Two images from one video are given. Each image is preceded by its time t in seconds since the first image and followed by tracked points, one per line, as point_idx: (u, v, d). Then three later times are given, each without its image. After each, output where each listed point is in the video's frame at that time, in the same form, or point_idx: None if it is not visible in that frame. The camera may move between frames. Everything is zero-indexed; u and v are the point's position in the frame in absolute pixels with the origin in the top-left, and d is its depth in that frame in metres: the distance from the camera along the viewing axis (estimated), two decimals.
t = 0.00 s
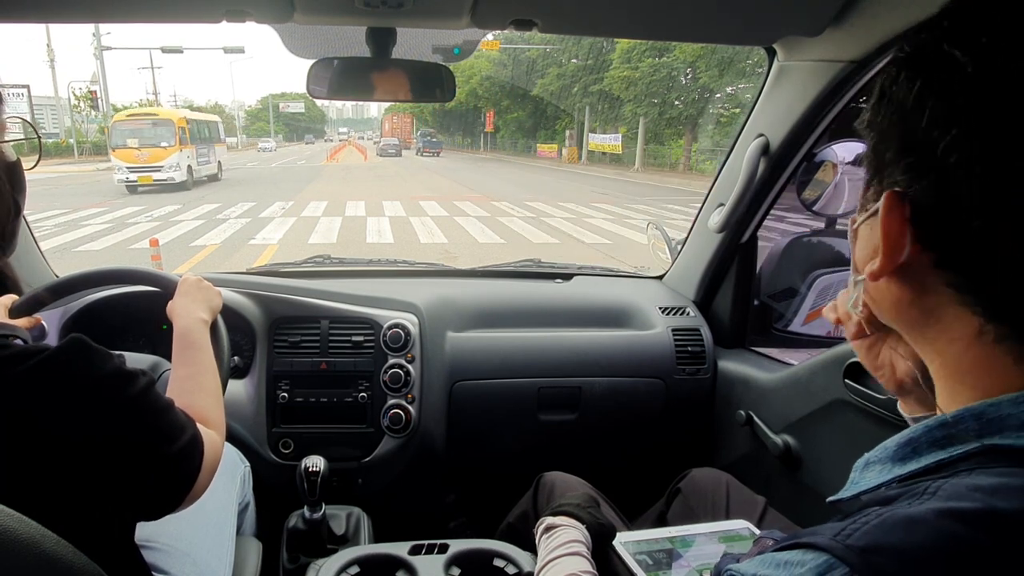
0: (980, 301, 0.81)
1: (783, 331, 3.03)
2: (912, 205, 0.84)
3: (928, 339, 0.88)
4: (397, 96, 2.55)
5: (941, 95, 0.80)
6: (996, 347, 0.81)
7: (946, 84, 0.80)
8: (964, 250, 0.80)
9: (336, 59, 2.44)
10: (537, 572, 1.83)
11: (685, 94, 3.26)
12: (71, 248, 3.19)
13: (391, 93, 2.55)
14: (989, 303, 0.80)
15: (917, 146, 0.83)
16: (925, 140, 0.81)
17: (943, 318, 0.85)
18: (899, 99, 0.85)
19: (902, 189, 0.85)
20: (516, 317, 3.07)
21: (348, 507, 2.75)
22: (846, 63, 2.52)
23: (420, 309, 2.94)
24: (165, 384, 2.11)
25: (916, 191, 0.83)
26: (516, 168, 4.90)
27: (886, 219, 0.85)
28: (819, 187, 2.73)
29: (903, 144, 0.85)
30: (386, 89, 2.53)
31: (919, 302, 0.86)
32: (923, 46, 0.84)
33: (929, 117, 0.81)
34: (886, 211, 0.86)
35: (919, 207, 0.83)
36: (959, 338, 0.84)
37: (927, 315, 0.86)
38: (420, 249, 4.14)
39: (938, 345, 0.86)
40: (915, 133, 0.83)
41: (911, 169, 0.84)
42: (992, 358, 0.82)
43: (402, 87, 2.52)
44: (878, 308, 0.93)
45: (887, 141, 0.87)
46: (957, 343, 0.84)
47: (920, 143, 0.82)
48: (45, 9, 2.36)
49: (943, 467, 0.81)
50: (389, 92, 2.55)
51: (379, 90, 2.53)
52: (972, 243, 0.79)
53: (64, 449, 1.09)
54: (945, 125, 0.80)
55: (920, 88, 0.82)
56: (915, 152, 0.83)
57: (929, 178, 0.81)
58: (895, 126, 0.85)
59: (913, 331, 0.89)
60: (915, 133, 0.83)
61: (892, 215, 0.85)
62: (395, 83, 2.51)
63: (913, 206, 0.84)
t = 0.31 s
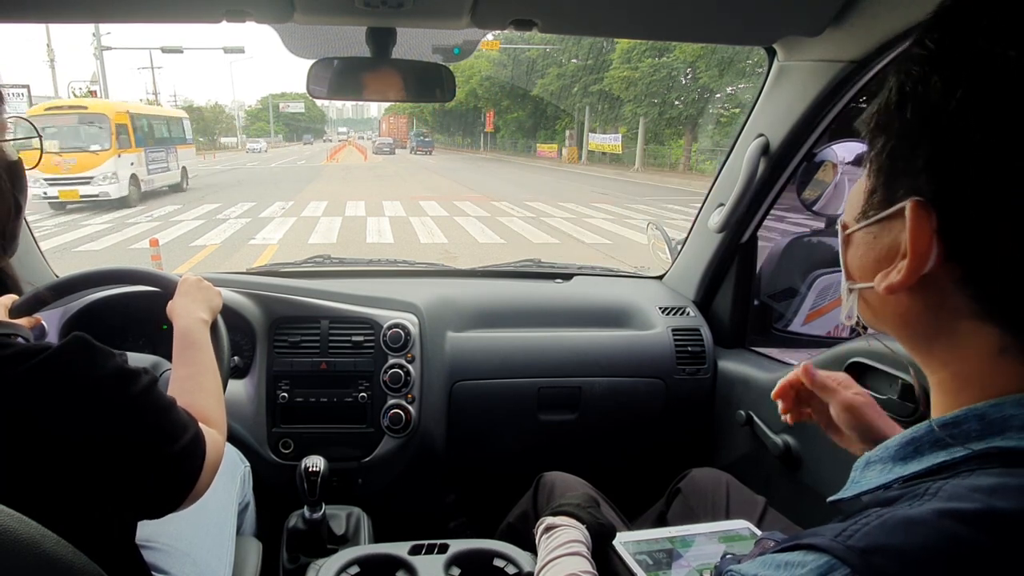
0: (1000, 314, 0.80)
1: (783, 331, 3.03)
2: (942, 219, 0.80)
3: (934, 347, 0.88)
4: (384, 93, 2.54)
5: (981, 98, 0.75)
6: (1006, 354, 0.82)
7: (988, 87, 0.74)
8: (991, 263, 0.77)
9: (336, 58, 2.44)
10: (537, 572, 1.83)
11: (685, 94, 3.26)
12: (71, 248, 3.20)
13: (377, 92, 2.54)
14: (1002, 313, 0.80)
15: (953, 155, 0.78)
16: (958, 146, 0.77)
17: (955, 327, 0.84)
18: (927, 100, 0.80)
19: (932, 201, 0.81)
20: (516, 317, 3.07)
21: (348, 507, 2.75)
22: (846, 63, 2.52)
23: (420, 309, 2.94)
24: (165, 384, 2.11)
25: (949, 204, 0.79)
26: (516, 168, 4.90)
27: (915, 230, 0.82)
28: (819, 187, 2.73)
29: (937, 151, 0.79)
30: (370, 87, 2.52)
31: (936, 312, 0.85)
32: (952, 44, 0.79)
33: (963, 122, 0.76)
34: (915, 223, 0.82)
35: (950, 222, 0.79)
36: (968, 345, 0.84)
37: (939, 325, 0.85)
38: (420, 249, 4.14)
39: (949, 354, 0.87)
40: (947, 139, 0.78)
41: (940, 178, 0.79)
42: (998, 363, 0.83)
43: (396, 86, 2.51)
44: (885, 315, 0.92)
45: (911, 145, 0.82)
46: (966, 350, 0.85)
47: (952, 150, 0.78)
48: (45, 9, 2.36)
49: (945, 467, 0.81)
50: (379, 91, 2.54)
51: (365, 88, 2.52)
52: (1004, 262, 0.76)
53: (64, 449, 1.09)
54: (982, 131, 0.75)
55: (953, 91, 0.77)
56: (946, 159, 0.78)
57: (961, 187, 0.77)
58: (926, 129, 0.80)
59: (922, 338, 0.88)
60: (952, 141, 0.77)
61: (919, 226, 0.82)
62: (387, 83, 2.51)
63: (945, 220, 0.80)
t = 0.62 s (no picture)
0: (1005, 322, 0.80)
1: (783, 332, 3.03)
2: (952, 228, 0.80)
3: (936, 352, 0.88)
4: (382, 93, 2.55)
5: (995, 104, 0.75)
6: (1007, 361, 0.82)
7: (1002, 93, 0.75)
8: (997, 271, 0.78)
9: (336, 58, 2.44)
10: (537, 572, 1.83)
11: (685, 95, 3.26)
12: (71, 248, 3.20)
13: (374, 92, 2.54)
14: (1008, 320, 0.80)
15: (964, 162, 0.77)
16: (969, 152, 0.77)
17: (959, 333, 0.85)
18: (938, 104, 0.80)
19: (942, 209, 0.80)
20: (516, 317, 3.07)
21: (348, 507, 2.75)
22: (846, 63, 2.52)
23: (420, 309, 2.94)
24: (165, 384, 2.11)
25: (958, 212, 0.79)
26: (516, 168, 4.90)
27: (925, 238, 0.81)
28: (819, 187, 2.73)
29: (948, 158, 0.79)
30: (367, 87, 2.52)
31: (942, 318, 0.85)
32: (966, 50, 0.79)
33: (975, 128, 0.76)
34: (925, 233, 0.82)
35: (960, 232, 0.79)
36: (970, 351, 0.85)
37: (944, 331, 0.85)
38: (420, 249, 4.14)
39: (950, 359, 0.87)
40: (958, 145, 0.78)
41: (949, 184, 0.79)
42: (999, 369, 0.83)
43: (394, 85, 2.51)
44: (888, 319, 0.92)
45: (920, 150, 0.82)
46: (968, 356, 0.85)
47: (964, 155, 0.78)
48: (45, 9, 2.36)
49: (947, 469, 0.81)
50: (376, 91, 2.54)
51: (362, 88, 2.52)
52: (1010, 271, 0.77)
53: (64, 449, 1.09)
54: (994, 137, 0.75)
55: (967, 95, 0.77)
56: (957, 165, 0.78)
57: (971, 194, 0.77)
58: (936, 134, 0.80)
59: (925, 343, 0.88)
60: (964, 148, 0.77)
61: (928, 234, 0.81)
62: (388, 83, 2.51)
63: (955, 228, 0.79)
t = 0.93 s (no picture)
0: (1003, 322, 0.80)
1: (783, 331, 3.03)
2: (949, 226, 0.80)
3: (933, 351, 0.88)
4: (382, 93, 2.55)
5: (994, 103, 0.75)
6: (1003, 362, 0.82)
7: (1000, 92, 0.75)
8: (995, 271, 0.77)
9: (336, 58, 2.44)
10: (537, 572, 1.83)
11: (685, 94, 3.26)
12: (71, 248, 3.20)
13: (375, 92, 2.54)
14: (1006, 320, 0.80)
15: (963, 161, 0.77)
16: (967, 151, 0.77)
17: (957, 332, 0.85)
18: (937, 103, 0.80)
19: (939, 207, 0.80)
20: (516, 317, 3.07)
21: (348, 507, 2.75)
22: (846, 63, 2.52)
23: (420, 309, 2.94)
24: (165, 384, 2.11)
25: (956, 209, 0.79)
26: (516, 168, 4.90)
27: (922, 235, 0.82)
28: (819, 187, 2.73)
29: (948, 157, 0.79)
30: (368, 87, 2.52)
31: (939, 317, 0.85)
32: (965, 47, 0.79)
33: (973, 126, 0.76)
34: (922, 231, 0.82)
35: (957, 229, 0.79)
36: (968, 350, 0.85)
37: (942, 330, 0.85)
38: (420, 249, 4.14)
39: (950, 359, 0.87)
40: (956, 143, 0.78)
41: (947, 184, 0.79)
42: (996, 370, 0.83)
43: (395, 86, 2.52)
44: (885, 317, 0.92)
45: (918, 149, 0.82)
46: (965, 356, 0.85)
47: (962, 154, 0.77)
48: (47, 9, 2.36)
49: (946, 469, 0.81)
50: (377, 91, 2.54)
51: (363, 88, 2.52)
52: (1008, 271, 0.76)
53: (65, 449, 1.09)
54: (992, 137, 0.75)
55: (965, 94, 0.77)
56: (956, 164, 0.78)
57: (969, 193, 0.77)
58: (935, 133, 0.80)
59: (923, 342, 0.88)
60: (962, 147, 0.77)
61: (925, 232, 0.82)
62: (387, 83, 2.52)
63: (953, 226, 0.79)
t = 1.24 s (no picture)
0: (1001, 322, 0.80)
1: (783, 331, 3.03)
2: (944, 224, 0.80)
3: (930, 350, 0.88)
4: (382, 93, 2.54)
5: (986, 102, 0.75)
6: (999, 361, 0.82)
7: (991, 90, 0.75)
8: (991, 269, 0.77)
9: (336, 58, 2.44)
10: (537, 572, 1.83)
11: (685, 94, 3.26)
12: (71, 248, 3.20)
13: (374, 91, 2.53)
14: (1003, 318, 0.79)
15: (958, 160, 0.77)
16: (961, 150, 0.77)
17: (954, 331, 0.84)
18: (932, 103, 0.80)
19: (934, 205, 0.80)
20: (516, 317, 3.07)
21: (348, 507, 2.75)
22: (846, 64, 2.52)
23: (420, 309, 2.94)
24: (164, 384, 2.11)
25: (951, 207, 0.79)
26: (516, 168, 4.90)
27: (917, 232, 0.82)
28: (819, 187, 2.73)
29: (945, 156, 0.79)
30: (368, 87, 2.52)
31: (936, 315, 0.85)
32: (959, 47, 0.79)
33: (967, 125, 0.76)
34: (916, 229, 0.82)
35: (951, 227, 0.79)
36: (966, 349, 0.85)
37: (938, 328, 0.85)
38: (420, 249, 4.14)
39: (948, 357, 0.87)
40: (951, 142, 0.78)
41: (943, 182, 0.79)
42: (995, 368, 0.83)
43: (394, 86, 2.51)
44: (884, 316, 0.92)
45: (914, 148, 0.82)
46: (963, 354, 0.85)
47: (957, 154, 0.77)
48: (47, 9, 2.36)
49: (943, 469, 0.81)
50: (379, 91, 2.53)
51: (364, 87, 2.52)
52: (1005, 269, 0.76)
53: (65, 449, 1.09)
54: (985, 136, 0.75)
55: (958, 94, 0.77)
56: (951, 163, 0.78)
57: (963, 193, 0.77)
58: (931, 131, 0.80)
59: (921, 341, 0.88)
60: (958, 145, 0.77)
61: (920, 229, 0.82)
62: (384, 83, 2.51)
63: (950, 225, 0.79)
